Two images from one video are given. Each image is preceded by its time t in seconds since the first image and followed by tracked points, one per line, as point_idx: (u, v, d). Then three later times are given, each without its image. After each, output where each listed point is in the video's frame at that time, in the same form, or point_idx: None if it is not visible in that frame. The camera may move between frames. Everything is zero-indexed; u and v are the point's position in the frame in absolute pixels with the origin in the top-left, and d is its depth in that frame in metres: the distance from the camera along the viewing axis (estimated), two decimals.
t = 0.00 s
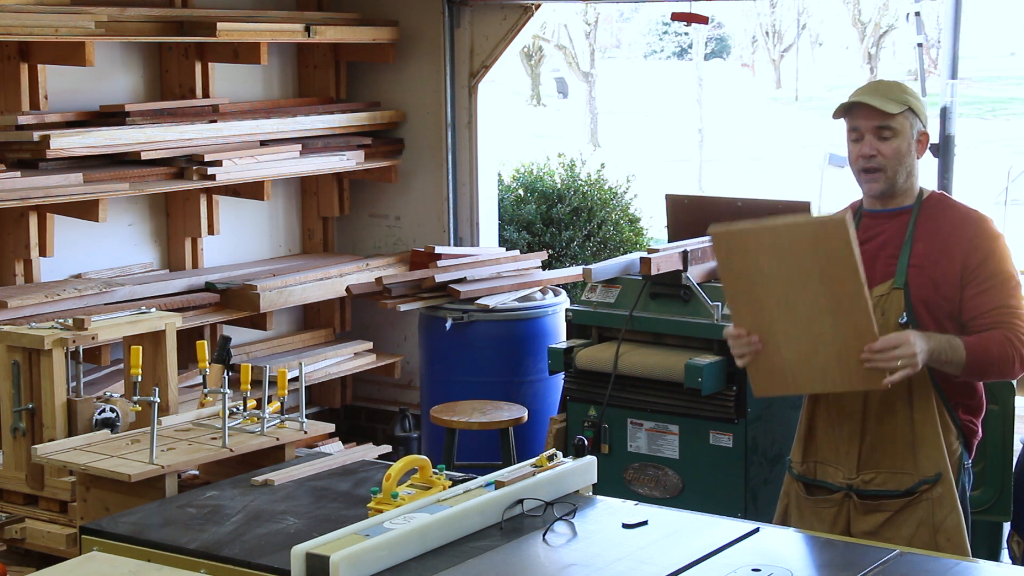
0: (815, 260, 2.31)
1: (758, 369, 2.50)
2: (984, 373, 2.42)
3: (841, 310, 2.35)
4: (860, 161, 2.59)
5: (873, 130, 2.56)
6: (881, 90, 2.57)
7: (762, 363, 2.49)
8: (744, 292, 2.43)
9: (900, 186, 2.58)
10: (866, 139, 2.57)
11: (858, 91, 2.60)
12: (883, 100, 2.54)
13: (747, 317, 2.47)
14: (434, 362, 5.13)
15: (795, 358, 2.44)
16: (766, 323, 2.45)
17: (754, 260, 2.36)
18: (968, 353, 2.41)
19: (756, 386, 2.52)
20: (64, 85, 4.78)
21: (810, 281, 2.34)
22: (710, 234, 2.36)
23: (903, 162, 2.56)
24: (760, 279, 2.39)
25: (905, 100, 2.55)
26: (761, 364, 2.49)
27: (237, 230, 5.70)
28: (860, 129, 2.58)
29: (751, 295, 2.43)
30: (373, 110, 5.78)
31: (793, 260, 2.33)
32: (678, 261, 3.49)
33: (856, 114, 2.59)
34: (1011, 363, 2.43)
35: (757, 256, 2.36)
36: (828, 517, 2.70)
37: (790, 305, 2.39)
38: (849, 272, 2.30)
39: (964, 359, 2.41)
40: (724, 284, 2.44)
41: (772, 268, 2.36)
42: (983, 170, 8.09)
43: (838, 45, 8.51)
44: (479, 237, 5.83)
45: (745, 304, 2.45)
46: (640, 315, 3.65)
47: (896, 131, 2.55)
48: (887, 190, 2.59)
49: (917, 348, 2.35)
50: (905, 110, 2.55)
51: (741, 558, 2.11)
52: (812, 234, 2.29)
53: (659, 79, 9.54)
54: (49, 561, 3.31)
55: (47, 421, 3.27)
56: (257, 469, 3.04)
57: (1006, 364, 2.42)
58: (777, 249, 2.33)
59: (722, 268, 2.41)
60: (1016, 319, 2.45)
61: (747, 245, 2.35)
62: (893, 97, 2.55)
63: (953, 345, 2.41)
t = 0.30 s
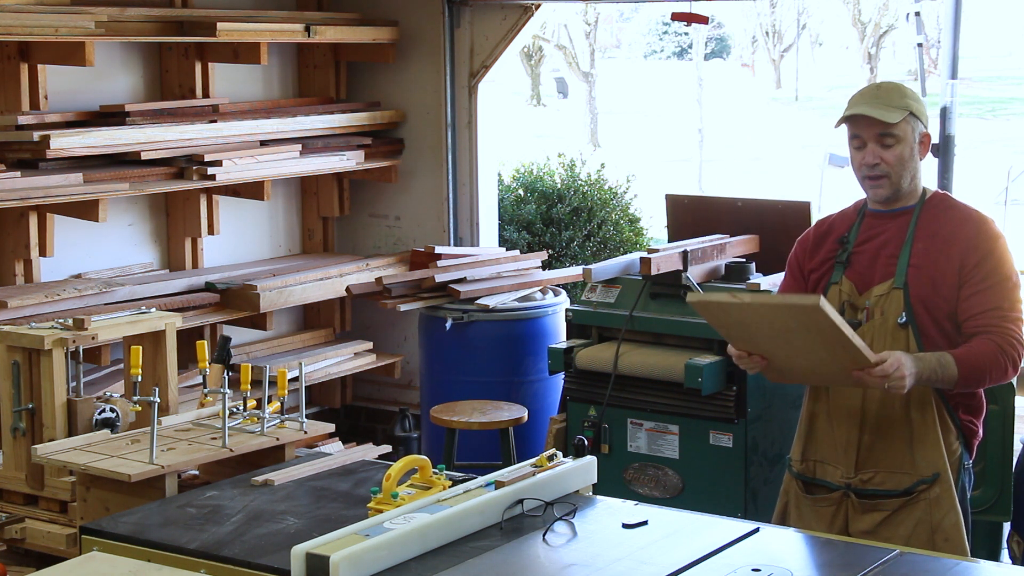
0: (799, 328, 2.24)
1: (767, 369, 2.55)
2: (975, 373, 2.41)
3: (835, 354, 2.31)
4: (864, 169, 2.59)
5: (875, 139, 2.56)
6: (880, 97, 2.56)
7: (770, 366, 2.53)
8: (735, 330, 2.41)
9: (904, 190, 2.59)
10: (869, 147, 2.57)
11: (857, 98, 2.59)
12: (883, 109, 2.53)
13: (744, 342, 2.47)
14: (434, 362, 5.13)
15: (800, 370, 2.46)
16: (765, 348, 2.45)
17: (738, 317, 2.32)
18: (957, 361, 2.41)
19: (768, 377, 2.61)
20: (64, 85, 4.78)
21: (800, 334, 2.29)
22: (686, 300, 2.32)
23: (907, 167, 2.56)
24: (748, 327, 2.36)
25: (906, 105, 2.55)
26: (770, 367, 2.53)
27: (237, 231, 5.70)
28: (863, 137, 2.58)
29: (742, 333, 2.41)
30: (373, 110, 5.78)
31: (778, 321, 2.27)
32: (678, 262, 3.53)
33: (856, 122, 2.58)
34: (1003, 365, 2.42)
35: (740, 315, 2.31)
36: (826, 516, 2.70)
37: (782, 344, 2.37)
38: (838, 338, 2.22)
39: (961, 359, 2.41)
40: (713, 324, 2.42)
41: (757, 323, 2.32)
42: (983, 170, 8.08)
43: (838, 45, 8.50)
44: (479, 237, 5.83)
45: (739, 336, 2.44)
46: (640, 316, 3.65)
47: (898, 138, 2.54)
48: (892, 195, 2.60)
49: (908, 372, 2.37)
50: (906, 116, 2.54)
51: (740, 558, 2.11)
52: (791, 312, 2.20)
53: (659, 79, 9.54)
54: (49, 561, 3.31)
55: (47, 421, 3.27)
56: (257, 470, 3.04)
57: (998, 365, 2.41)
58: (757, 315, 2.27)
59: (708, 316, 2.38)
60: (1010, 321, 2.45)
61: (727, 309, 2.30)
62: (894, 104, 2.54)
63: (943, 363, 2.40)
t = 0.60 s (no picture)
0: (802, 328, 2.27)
1: (774, 374, 2.57)
2: (980, 374, 2.41)
3: (839, 353, 2.32)
4: (870, 164, 2.59)
5: (881, 132, 2.57)
6: (885, 91, 2.58)
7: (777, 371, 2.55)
8: (740, 334, 2.44)
9: (909, 189, 2.58)
10: (875, 142, 2.58)
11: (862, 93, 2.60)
12: (891, 101, 2.54)
13: (750, 347, 2.50)
14: (434, 362, 5.13)
15: (807, 371, 2.48)
16: (770, 353, 2.47)
17: (741, 321, 2.35)
18: (962, 362, 2.41)
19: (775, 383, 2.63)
20: (65, 85, 4.78)
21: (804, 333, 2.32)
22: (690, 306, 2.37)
23: (911, 164, 2.57)
24: (752, 331, 2.39)
25: (911, 101, 2.57)
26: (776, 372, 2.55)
27: (237, 230, 5.70)
28: (868, 131, 2.59)
29: (747, 337, 2.44)
30: (373, 110, 5.78)
31: (781, 322, 2.30)
32: (678, 261, 3.53)
33: (862, 116, 2.59)
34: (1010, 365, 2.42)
35: (743, 318, 2.35)
36: (827, 517, 2.70)
37: (787, 346, 2.39)
38: (840, 334, 2.24)
39: (963, 360, 2.41)
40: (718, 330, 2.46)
41: (760, 326, 2.35)
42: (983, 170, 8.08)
43: (838, 45, 8.50)
44: (479, 237, 5.83)
45: (743, 341, 2.47)
46: (640, 315, 3.65)
47: (904, 132, 2.56)
48: (897, 194, 2.59)
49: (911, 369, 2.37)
50: (911, 111, 2.56)
51: (740, 558, 2.11)
52: (792, 311, 2.22)
53: (659, 79, 9.54)
54: (49, 561, 3.31)
55: (47, 421, 3.27)
56: (257, 470, 3.04)
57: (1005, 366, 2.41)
58: (760, 316, 2.30)
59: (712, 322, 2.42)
60: (1015, 321, 2.45)
61: (729, 312, 2.34)
62: (900, 99, 2.56)
63: (946, 362, 2.41)
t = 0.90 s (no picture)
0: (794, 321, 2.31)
1: (778, 387, 2.59)
2: (982, 373, 2.42)
3: (834, 345, 2.35)
4: (874, 153, 2.59)
5: (887, 122, 2.59)
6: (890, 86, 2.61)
7: (780, 383, 2.57)
8: (737, 340, 2.48)
9: (912, 180, 2.58)
10: (880, 131, 2.59)
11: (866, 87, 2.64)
12: (896, 91, 2.58)
13: (748, 356, 2.53)
14: (434, 362, 5.13)
15: (807, 375, 2.50)
16: (770, 360, 2.51)
17: (736, 323, 2.40)
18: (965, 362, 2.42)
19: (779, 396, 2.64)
20: (65, 85, 4.78)
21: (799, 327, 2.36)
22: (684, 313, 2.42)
23: (914, 156, 2.58)
24: (749, 334, 2.43)
25: (915, 96, 2.60)
26: (779, 384, 2.58)
27: (237, 230, 5.70)
28: (873, 122, 2.61)
29: (744, 343, 2.48)
30: (373, 110, 5.78)
31: (773, 318, 2.34)
32: (678, 261, 3.53)
33: (866, 108, 2.62)
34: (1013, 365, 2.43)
35: (738, 320, 2.39)
36: (833, 518, 2.70)
37: (784, 347, 2.43)
38: (832, 322, 2.28)
39: (965, 359, 2.42)
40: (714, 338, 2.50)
41: (755, 327, 2.39)
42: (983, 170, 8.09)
43: (838, 45, 8.50)
44: (479, 237, 5.83)
45: (741, 347, 2.51)
46: (640, 315, 3.65)
47: (908, 123, 2.58)
48: (899, 185, 2.59)
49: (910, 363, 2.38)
50: (914, 104, 2.59)
51: (740, 558, 2.11)
52: (782, 302, 2.27)
53: (659, 79, 9.54)
54: (49, 561, 3.31)
55: (47, 421, 3.27)
56: (257, 469, 3.04)
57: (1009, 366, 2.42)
58: (754, 316, 2.35)
59: (707, 329, 2.47)
60: (1019, 320, 2.45)
61: (723, 315, 2.38)
62: (904, 92, 2.60)
63: (948, 358, 2.42)
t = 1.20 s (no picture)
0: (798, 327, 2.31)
1: (779, 392, 2.59)
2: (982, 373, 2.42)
3: (837, 352, 2.36)
4: (865, 158, 2.58)
5: (877, 127, 2.56)
6: (883, 87, 2.57)
7: (782, 388, 2.58)
8: (739, 346, 2.49)
9: (904, 184, 2.58)
10: (871, 136, 2.57)
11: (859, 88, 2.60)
12: (886, 96, 2.54)
13: (750, 361, 2.53)
14: (434, 362, 5.13)
15: (810, 380, 2.50)
16: (772, 364, 2.51)
17: (738, 328, 2.41)
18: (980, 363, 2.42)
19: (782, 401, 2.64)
20: (65, 85, 4.78)
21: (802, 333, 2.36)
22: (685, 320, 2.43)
23: (906, 159, 2.56)
24: (750, 339, 2.44)
25: (908, 97, 2.56)
26: (781, 390, 2.58)
27: (237, 231, 5.70)
28: (864, 126, 2.59)
29: (746, 349, 2.48)
30: (373, 110, 5.77)
31: (777, 325, 2.34)
32: (678, 261, 3.53)
33: (858, 110, 2.59)
34: None
35: (740, 326, 2.40)
36: (831, 519, 2.70)
37: (786, 353, 2.43)
38: (836, 330, 2.28)
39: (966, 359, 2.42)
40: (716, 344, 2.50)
41: (757, 333, 2.40)
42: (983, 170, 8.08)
43: (838, 45, 8.50)
44: (479, 237, 5.83)
45: (743, 353, 2.51)
46: (640, 315, 3.65)
47: (899, 127, 2.55)
48: (892, 187, 2.58)
49: (933, 373, 2.36)
50: (908, 107, 2.55)
51: (740, 558, 2.11)
52: (786, 309, 2.28)
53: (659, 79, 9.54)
54: (49, 561, 3.31)
55: (47, 421, 3.27)
56: (257, 469, 3.04)
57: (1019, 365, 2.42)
58: (756, 321, 2.36)
59: (709, 335, 2.48)
60: None
61: (725, 321, 2.39)
62: (898, 95, 2.55)
63: (972, 361, 2.42)
